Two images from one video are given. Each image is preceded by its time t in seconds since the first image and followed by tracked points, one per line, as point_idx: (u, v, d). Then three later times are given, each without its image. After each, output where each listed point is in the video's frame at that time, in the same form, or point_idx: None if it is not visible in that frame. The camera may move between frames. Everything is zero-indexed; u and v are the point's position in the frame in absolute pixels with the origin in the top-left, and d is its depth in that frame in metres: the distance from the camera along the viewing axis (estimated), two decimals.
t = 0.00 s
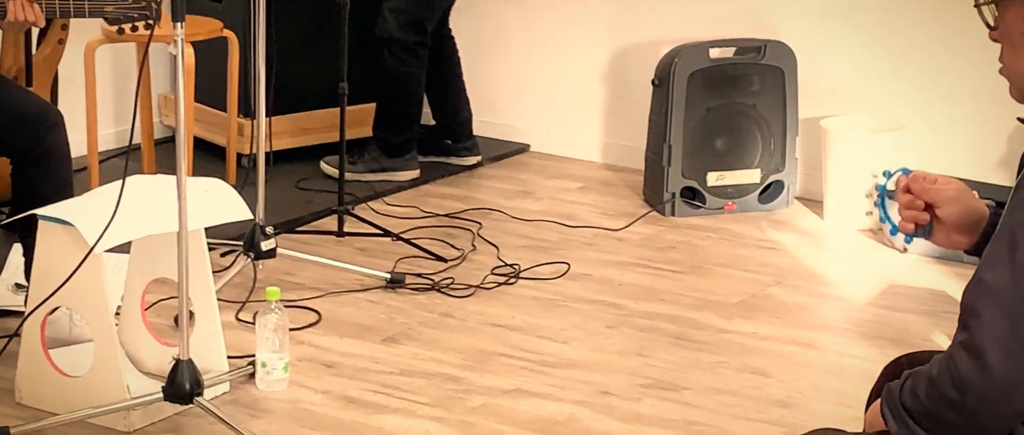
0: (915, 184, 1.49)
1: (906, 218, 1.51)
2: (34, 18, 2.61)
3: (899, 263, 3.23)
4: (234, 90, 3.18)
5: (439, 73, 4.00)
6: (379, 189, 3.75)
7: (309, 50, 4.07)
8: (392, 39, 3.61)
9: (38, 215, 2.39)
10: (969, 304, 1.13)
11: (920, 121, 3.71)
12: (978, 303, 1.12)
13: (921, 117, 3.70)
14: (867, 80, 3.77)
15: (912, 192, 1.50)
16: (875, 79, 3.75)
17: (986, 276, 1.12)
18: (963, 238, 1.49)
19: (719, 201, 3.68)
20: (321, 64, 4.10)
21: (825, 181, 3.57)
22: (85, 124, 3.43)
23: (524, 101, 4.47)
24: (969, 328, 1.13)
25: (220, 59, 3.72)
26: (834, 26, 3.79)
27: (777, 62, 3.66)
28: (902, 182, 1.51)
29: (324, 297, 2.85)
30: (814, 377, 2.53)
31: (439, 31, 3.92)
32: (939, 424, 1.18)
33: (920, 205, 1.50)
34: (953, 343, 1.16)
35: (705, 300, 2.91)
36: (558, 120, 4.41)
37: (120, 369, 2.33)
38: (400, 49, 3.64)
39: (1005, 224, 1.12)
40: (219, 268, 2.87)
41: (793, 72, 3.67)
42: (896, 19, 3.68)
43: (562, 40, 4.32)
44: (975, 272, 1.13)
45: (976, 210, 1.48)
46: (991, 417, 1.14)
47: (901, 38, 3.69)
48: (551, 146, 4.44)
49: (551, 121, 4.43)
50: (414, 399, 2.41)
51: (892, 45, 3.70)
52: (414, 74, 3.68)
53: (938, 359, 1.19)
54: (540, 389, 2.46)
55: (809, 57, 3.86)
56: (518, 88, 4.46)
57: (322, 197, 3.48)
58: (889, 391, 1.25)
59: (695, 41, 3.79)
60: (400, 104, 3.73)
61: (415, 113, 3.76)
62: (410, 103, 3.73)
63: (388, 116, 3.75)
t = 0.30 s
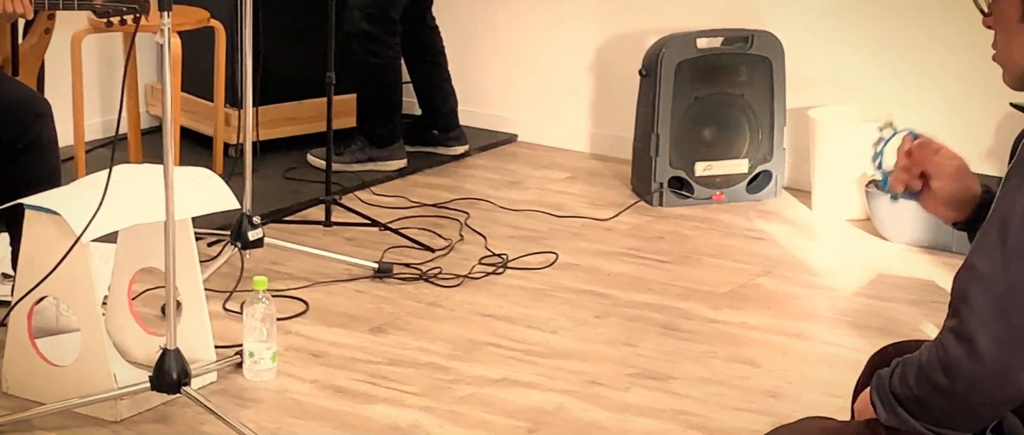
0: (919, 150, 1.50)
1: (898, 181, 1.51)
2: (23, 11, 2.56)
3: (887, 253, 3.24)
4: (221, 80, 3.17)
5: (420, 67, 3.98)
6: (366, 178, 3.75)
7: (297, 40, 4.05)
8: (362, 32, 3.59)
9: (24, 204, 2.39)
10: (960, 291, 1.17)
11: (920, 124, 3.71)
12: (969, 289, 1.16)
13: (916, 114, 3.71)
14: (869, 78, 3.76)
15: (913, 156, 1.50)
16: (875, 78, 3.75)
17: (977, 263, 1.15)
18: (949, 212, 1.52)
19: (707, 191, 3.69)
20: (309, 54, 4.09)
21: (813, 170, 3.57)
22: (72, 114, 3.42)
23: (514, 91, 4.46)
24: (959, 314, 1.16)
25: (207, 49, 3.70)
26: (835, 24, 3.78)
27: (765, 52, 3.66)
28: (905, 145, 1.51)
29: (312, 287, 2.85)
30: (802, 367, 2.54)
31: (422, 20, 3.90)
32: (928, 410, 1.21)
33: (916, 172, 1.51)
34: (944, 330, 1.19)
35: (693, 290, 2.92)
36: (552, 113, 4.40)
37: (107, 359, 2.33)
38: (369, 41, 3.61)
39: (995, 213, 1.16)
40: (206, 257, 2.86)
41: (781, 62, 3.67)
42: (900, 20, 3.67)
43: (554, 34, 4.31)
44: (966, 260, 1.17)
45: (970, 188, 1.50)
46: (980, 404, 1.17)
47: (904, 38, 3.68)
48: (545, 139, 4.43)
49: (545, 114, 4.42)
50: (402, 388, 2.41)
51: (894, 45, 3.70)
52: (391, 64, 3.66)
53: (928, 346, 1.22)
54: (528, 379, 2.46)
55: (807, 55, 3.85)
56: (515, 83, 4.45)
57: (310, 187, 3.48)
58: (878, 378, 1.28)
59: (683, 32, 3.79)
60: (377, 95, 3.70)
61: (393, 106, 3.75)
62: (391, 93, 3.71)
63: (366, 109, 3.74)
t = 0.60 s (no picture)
0: (951, 100, 1.53)
1: (923, 126, 1.56)
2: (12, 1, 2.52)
3: (878, 245, 3.25)
4: (212, 72, 3.16)
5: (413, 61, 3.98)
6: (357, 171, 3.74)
7: (289, 32, 4.05)
8: (349, 25, 3.61)
9: (14, 195, 2.38)
10: (959, 281, 1.18)
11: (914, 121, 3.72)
12: (968, 279, 1.17)
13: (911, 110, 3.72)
14: (868, 81, 3.76)
15: (943, 106, 1.54)
16: (873, 76, 3.75)
17: (977, 253, 1.17)
18: (962, 171, 1.57)
19: (698, 184, 3.70)
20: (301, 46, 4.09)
21: (804, 161, 3.58)
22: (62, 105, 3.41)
23: (507, 84, 4.46)
24: (957, 304, 1.18)
25: (198, 40, 3.70)
26: (835, 22, 3.78)
27: (756, 45, 3.67)
28: (937, 92, 1.54)
29: (303, 278, 2.84)
30: (793, 359, 2.55)
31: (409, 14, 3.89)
32: (924, 398, 1.23)
33: (940, 122, 1.55)
34: (942, 319, 1.20)
35: (684, 282, 2.92)
36: (546, 108, 4.40)
37: (98, 349, 2.32)
38: (354, 33, 3.63)
39: (997, 204, 1.17)
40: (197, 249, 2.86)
41: (771, 55, 3.68)
42: (902, 22, 3.67)
43: (548, 29, 4.31)
44: (966, 250, 1.18)
45: (990, 152, 1.55)
46: (976, 394, 1.19)
47: (907, 41, 3.67)
48: (537, 132, 4.43)
49: (539, 108, 4.41)
50: (394, 379, 2.41)
51: (896, 47, 3.69)
52: (380, 58, 3.68)
53: (926, 335, 1.23)
54: (520, 370, 2.47)
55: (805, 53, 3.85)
56: (511, 79, 4.45)
57: (301, 179, 3.47)
58: (875, 365, 1.30)
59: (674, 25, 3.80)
60: (366, 88, 3.71)
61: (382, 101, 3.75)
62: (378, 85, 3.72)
63: (357, 103, 3.74)
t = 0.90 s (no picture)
0: (951, 100, 1.45)
1: (925, 127, 1.47)
2: None
3: (871, 239, 3.27)
4: (206, 65, 3.16)
5: (387, 52, 3.97)
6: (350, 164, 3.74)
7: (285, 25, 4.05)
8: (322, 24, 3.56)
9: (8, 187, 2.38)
10: (959, 274, 1.19)
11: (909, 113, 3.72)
12: (968, 273, 1.18)
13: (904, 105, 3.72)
14: (869, 81, 3.76)
15: (945, 105, 1.45)
16: (873, 75, 3.75)
17: (976, 248, 1.18)
18: (968, 168, 1.47)
19: (692, 178, 3.71)
20: (297, 39, 4.09)
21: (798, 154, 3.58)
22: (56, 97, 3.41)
23: (502, 78, 4.46)
24: (956, 297, 1.19)
25: (192, 33, 3.69)
26: (833, 23, 3.78)
27: (750, 40, 3.67)
28: (938, 91, 1.45)
29: (297, 271, 2.85)
30: (786, 353, 2.55)
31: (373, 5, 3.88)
32: (921, 387, 1.24)
33: (944, 121, 1.46)
34: (941, 311, 1.22)
35: (678, 276, 2.93)
36: (541, 102, 4.40)
37: (91, 342, 2.33)
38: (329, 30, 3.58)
39: (999, 199, 1.18)
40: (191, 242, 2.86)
41: (766, 50, 3.68)
42: (900, 22, 3.67)
43: (543, 24, 4.31)
44: (966, 243, 1.19)
45: (996, 146, 1.45)
46: (972, 386, 1.20)
47: (904, 41, 3.67)
48: (533, 126, 4.43)
49: (534, 102, 4.41)
50: (387, 373, 2.41)
51: (896, 47, 3.69)
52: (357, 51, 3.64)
53: (926, 325, 1.25)
54: (514, 363, 2.47)
55: (806, 58, 3.85)
56: (508, 77, 4.44)
57: (295, 172, 3.47)
58: (876, 353, 1.32)
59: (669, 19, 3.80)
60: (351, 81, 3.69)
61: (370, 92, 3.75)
62: (362, 79, 3.70)
63: (345, 97, 3.73)
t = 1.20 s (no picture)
0: (907, 154, 1.45)
1: (896, 185, 1.47)
2: None
3: (865, 236, 3.28)
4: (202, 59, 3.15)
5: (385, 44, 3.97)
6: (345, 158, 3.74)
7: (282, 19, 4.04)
8: (339, 13, 3.57)
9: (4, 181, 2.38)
10: (961, 265, 1.20)
11: (908, 111, 3.71)
12: (970, 265, 1.19)
13: (901, 103, 3.72)
14: (870, 79, 3.76)
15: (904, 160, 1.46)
16: (873, 75, 3.74)
17: (979, 240, 1.18)
18: (949, 206, 1.48)
19: (688, 174, 3.71)
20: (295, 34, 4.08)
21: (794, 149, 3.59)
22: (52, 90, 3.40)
23: (499, 74, 4.46)
24: (957, 289, 1.20)
25: (189, 28, 3.68)
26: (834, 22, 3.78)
27: (745, 36, 3.68)
28: (892, 150, 1.46)
29: (293, 266, 2.85)
30: (781, 348, 2.56)
31: None
32: (917, 380, 1.25)
33: (910, 173, 1.47)
34: (941, 304, 1.22)
35: (674, 271, 2.93)
36: (539, 99, 4.40)
37: (87, 337, 2.33)
38: (345, 19, 3.59)
39: (1003, 192, 1.18)
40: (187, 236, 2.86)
41: (762, 46, 3.69)
42: (899, 21, 3.67)
43: (542, 20, 4.31)
44: (968, 236, 1.19)
45: (966, 179, 1.46)
46: (970, 379, 1.21)
47: (903, 41, 3.67)
48: (530, 121, 4.43)
49: (533, 98, 4.41)
50: (383, 367, 2.42)
51: (896, 47, 3.69)
52: (370, 44, 3.65)
53: (923, 318, 1.25)
54: (509, 358, 2.48)
55: (806, 56, 3.85)
56: (507, 74, 4.44)
57: (292, 166, 3.47)
58: (869, 346, 1.32)
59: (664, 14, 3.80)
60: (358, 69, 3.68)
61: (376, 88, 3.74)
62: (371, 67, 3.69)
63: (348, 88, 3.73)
